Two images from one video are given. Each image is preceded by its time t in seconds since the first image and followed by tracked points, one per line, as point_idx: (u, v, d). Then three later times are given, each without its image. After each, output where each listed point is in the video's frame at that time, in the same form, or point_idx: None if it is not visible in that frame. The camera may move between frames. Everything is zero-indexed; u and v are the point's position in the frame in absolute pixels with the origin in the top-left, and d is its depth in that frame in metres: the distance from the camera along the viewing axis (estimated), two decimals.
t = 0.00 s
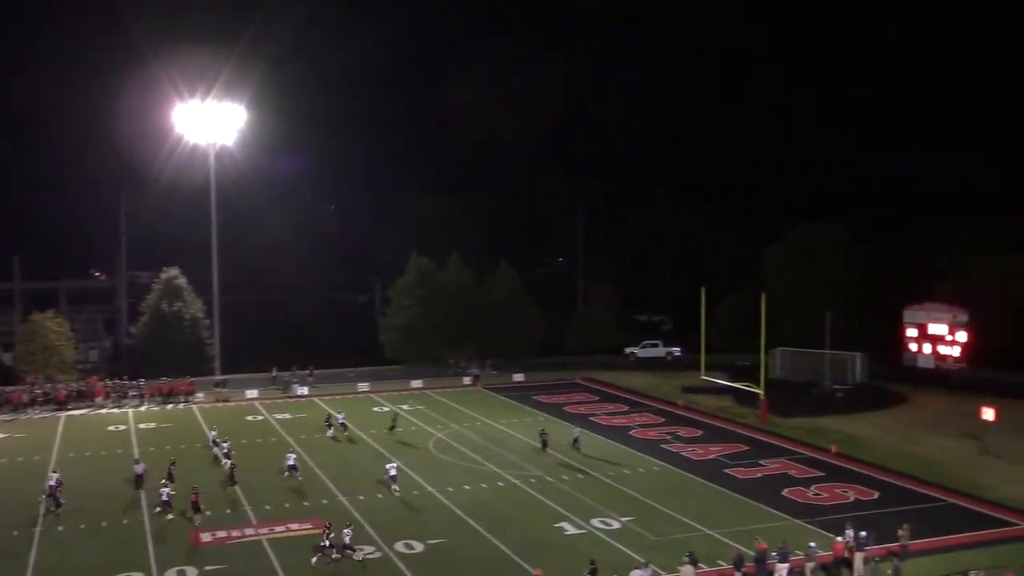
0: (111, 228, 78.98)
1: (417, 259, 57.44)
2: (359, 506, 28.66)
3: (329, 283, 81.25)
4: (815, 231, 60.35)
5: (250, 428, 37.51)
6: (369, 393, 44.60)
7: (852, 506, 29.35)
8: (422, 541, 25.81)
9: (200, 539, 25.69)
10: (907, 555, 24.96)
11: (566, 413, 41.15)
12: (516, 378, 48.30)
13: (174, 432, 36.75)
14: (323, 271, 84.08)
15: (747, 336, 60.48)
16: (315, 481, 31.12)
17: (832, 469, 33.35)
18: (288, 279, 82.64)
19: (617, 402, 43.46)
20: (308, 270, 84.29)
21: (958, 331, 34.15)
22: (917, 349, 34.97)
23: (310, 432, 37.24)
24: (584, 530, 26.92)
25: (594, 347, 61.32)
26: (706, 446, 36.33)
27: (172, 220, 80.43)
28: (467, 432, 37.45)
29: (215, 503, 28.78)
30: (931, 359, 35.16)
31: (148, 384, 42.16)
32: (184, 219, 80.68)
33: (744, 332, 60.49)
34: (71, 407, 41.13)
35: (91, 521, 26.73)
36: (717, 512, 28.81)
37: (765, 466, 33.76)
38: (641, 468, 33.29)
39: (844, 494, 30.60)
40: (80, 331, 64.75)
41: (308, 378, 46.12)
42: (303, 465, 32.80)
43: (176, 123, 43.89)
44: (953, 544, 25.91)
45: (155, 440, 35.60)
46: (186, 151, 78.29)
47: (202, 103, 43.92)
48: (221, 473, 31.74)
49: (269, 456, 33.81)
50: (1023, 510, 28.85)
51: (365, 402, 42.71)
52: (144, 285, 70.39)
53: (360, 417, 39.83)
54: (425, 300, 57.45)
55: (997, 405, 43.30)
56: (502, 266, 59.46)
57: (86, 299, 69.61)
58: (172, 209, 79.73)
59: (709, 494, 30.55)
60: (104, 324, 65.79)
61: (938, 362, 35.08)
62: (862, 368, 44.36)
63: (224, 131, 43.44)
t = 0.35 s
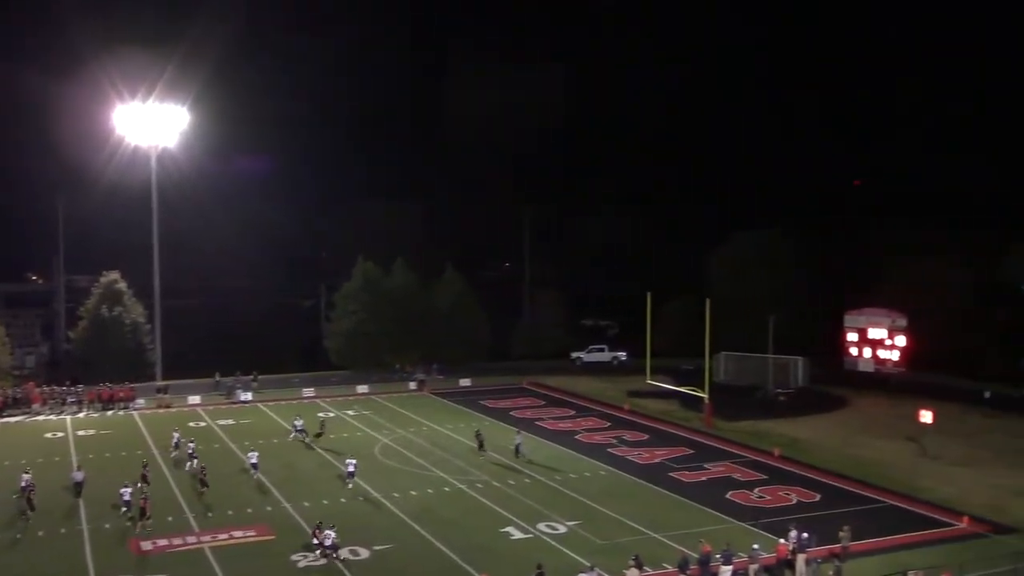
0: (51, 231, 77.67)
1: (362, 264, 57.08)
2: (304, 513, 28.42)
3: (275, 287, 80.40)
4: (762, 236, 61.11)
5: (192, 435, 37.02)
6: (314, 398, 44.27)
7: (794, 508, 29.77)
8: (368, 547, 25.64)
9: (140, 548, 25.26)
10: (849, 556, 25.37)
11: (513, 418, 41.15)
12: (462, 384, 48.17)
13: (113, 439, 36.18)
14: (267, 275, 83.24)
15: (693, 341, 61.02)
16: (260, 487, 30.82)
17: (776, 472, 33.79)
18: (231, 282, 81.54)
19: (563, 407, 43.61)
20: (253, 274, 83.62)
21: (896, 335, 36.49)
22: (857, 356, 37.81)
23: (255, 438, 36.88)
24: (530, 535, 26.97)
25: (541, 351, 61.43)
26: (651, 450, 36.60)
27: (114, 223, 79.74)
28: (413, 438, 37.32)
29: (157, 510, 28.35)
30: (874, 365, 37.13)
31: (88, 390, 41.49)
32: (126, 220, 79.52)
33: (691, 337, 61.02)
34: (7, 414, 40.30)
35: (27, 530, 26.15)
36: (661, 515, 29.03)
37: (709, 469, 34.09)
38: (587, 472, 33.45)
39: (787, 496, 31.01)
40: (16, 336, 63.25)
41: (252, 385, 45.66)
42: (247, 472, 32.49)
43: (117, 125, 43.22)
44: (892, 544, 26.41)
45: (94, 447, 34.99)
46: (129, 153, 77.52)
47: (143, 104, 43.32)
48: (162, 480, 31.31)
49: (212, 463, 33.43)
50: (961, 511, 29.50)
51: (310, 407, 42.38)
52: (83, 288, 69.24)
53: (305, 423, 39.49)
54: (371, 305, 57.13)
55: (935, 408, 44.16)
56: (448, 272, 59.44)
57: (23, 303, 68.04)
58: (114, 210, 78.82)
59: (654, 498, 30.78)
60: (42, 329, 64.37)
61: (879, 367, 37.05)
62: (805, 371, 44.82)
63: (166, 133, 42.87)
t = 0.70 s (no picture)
0: None
1: (312, 268, 56.65)
2: (252, 520, 28.09)
3: (224, 291, 79.49)
4: (715, 240, 61.65)
5: (137, 441, 36.47)
6: (263, 404, 43.85)
7: (743, 511, 30.03)
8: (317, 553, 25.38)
9: (83, 556, 24.81)
10: (797, 558, 25.63)
11: (465, 423, 41.09)
12: (414, 388, 48.00)
13: (56, 446, 35.48)
14: (213, 278, 82.06)
15: (644, 344, 61.40)
16: (207, 494, 30.40)
17: (725, 475, 34.05)
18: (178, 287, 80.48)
19: (515, 411, 43.60)
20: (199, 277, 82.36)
21: (842, 340, 37.34)
22: (805, 358, 38.65)
23: (203, 444, 36.46)
24: (482, 540, 26.88)
25: (492, 355, 61.53)
26: (603, 454, 36.72)
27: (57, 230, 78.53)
28: (365, 443, 37.08)
29: (100, 518, 27.83)
30: (822, 369, 38.15)
31: (30, 396, 40.71)
32: (68, 226, 78.55)
33: (644, 341, 61.40)
34: None
35: None
36: (612, 519, 29.10)
37: (660, 473, 34.28)
38: (539, 477, 33.44)
39: (737, 499, 31.27)
40: None
41: (199, 390, 45.15)
42: (194, 478, 32.10)
43: (62, 127, 42.60)
44: (839, 546, 26.72)
45: (36, 454, 34.33)
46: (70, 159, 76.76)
47: (90, 105, 42.77)
48: (108, 488, 30.79)
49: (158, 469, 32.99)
50: (906, 512, 29.99)
51: (260, 413, 41.99)
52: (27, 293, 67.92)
53: (253, 428, 39.11)
54: (321, 309, 56.76)
55: (880, 411, 44.91)
56: (400, 276, 59.27)
57: None
58: (56, 217, 78.04)
59: (605, 501, 30.85)
60: None
61: (827, 371, 38.12)
62: (754, 375, 45.20)
63: (114, 135, 42.35)
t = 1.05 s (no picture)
0: None
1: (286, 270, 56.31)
2: (225, 524, 27.90)
3: (196, 293, 78.86)
4: (690, 243, 61.92)
5: (108, 445, 36.13)
6: (236, 408, 43.57)
7: (717, 513, 30.14)
8: (291, 556, 25.23)
9: (53, 562, 24.50)
10: (770, 559, 25.75)
11: (439, 426, 41.05)
12: (387, 392, 47.87)
13: (24, 451, 35.05)
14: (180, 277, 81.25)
15: (618, 348, 61.55)
16: (179, 499, 30.14)
17: (699, 478, 34.15)
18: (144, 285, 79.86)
19: (490, 414, 43.56)
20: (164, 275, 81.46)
21: (815, 342, 37.61)
22: (777, 361, 38.87)
23: (174, 447, 36.18)
24: (457, 543, 26.82)
25: (466, 359, 61.65)
26: (577, 457, 36.76)
27: (24, 233, 77.95)
28: (339, 447, 36.94)
29: (70, 523, 27.51)
30: (795, 372, 38.25)
31: None
32: (36, 229, 77.84)
33: (618, 343, 61.54)
34: None
35: None
36: (587, 522, 29.12)
37: (635, 475, 34.35)
38: (513, 479, 33.42)
39: (710, 501, 31.38)
40: None
41: (172, 393, 44.83)
42: (166, 482, 31.86)
43: (31, 127, 42.16)
44: (812, 547, 26.87)
45: (7, 458, 33.93)
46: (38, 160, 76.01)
47: (60, 106, 42.37)
48: (79, 493, 30.47)
49: (130, 473, 32.75)
50: (877, 514, 30.19)
51: (233, 416, 41.73)
52: None
53: (224, 432, 38.86)
54: (294, 312, 56.46)
55: (851, 413, 45.27)
56: (373, 278, 59.11)
57: None
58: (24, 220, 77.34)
59: (581, 504, 30.86)
60: None
61: (800, 374, 38.24)
62: (728, 378, 45.31)
63: (85, 136, 41.96)
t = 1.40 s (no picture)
0: None
1: (269, 272, 55.97)
2: (209, 526, 27.77)
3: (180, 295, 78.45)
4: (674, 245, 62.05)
5: (91, 448, 35.96)
6: (219, 410, 43.35)
7: (702, 513, 30.18)
8: (275, 559, 25.09)
9: (35, 566, 24.31)
10: (755, 559, 25.80)
11: (423, 427, 40.99)
12: (372, 394, 47.74)
13: (5, 454, 34.82)
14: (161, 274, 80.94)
15: (603, 349, 61.56)
16: (163, 502, 29.97)
17: (683, 479, 34.18)
18: (125, 283, 79.54)
19: (475, 415, 43.54)
20: (145, 272, 81.12)
21: (798, 343, 37.73)
22: (761, 361, 39.01)
23: (156, 450, 36.00)
24: (442, 545, 26.73)
25: (451, 360, 61.53)
26: (562, 458, 36.73)
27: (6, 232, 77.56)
28: (324, 448, 36.82)
29: (52, 527, 27.32)
30: (779, 372, 38.51)
31: None
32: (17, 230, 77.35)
33: (602, 344, 61.62)
34: None
35: None
36: (572, 523, 29.12)
37: (620, 476, 34.35)
38: (497, 481, 33.37)
39: (695, 502, 31.45)
40: None
41: (155, 396, 44.60)
42: (150, 484, 31.73)
43: (13, 127, 41.89)
44: (796, 547, 26.93)
45: None
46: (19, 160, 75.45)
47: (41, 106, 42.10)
48: (61, 496, 30.28)
49: (114, 475, 32.65)
50: (861, 514, 30.26)
51: (215, 418, 41.52)
52: None
53: (207, 434, 38.69)
54: (278, 313, 56.19)
55: (836, 414, 45.38)
56: (357, 279, 58.97)
57: None
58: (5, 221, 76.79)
59: (565, 505, 30.85)
60: None
61: (783, 374, 38.43)
62: (712, 379, 45.33)
63: (67, 138, 41.70)
